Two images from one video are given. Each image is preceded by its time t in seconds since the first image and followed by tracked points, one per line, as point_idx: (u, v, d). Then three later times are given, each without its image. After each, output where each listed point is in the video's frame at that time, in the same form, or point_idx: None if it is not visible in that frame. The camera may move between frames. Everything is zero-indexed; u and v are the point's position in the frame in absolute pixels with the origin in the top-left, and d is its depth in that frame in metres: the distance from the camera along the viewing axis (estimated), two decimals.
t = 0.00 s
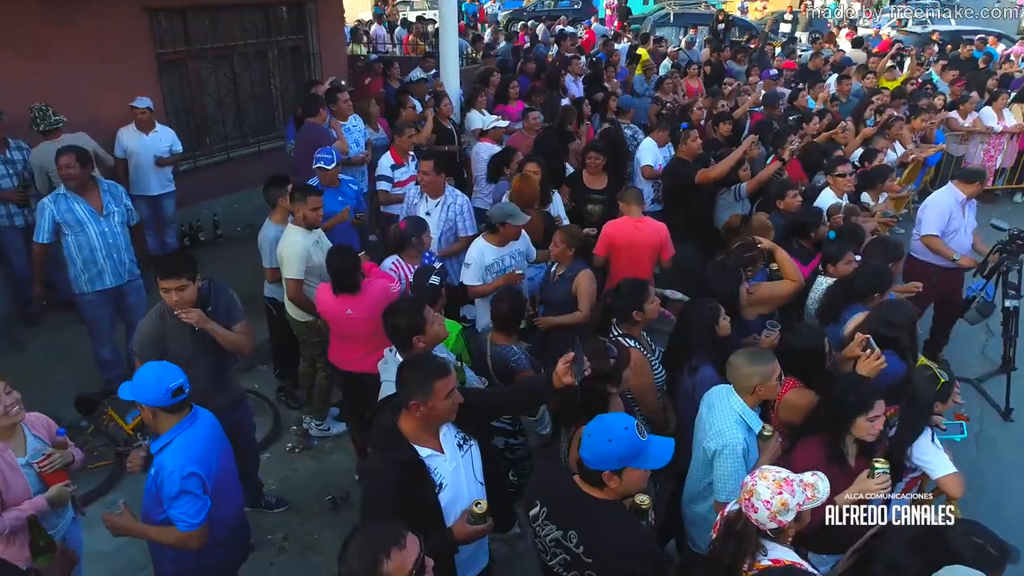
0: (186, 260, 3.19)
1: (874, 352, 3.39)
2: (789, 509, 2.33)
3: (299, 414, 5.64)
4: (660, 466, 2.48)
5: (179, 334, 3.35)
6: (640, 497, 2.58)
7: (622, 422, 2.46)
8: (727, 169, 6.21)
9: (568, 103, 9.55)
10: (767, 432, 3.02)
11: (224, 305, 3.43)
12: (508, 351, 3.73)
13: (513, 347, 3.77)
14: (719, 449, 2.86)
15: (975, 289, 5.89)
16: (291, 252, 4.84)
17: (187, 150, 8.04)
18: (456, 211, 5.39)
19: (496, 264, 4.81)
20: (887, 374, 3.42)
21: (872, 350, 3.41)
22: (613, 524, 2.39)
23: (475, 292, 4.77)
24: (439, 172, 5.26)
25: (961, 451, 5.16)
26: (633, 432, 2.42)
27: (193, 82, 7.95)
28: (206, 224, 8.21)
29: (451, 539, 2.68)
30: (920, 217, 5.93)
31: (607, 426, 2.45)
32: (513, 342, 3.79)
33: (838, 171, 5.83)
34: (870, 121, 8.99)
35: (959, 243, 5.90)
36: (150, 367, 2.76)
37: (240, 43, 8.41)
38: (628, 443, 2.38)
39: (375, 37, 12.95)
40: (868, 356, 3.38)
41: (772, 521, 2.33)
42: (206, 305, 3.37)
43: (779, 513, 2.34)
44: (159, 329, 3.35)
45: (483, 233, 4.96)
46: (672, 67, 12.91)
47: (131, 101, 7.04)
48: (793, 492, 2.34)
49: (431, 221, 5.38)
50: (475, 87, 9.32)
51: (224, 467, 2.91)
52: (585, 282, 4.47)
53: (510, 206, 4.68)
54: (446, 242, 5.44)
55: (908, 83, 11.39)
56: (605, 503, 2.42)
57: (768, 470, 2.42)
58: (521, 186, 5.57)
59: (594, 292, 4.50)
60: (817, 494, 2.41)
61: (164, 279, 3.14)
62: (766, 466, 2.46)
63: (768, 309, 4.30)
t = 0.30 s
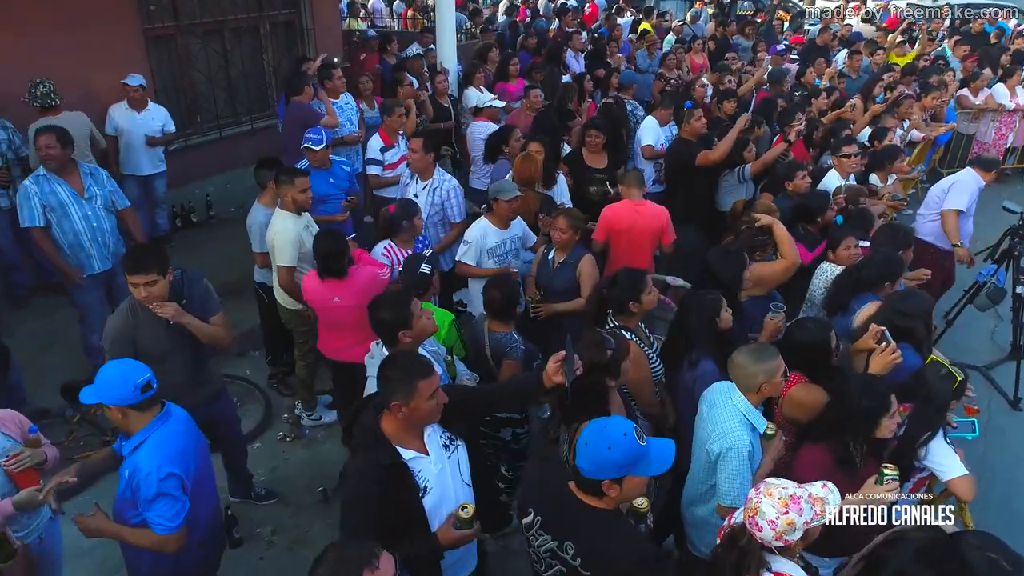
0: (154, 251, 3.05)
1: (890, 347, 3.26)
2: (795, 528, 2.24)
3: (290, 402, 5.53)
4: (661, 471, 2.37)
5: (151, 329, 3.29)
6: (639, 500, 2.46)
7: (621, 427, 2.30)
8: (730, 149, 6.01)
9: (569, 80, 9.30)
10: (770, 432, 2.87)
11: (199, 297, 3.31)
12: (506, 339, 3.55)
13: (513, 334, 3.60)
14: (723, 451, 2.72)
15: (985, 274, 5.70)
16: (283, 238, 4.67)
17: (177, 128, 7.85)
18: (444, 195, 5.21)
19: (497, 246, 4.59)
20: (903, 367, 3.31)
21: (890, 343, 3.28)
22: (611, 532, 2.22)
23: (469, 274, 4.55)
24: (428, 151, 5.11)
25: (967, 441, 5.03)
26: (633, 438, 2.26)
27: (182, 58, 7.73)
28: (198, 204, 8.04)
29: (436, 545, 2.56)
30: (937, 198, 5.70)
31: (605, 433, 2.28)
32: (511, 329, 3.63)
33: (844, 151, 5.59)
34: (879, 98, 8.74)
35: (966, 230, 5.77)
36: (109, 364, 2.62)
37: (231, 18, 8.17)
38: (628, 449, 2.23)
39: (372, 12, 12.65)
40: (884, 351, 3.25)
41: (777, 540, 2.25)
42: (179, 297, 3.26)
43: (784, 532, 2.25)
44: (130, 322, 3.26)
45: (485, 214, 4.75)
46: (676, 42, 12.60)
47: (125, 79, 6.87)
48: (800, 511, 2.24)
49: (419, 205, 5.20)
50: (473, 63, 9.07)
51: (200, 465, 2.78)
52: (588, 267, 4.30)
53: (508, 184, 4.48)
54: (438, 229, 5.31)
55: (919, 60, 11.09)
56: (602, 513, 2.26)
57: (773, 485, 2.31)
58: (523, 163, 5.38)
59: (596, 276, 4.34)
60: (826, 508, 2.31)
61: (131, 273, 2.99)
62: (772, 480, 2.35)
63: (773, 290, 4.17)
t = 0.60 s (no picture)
0: (118, 263, 3.05)
1: (904, 355, 3.08)
2: (802, 556, 2.08)
3: (282, 402, 5.40)
4: (663, 499, 2.21)
5: (113, 341, 3.22)
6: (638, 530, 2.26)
7: (620, 452, 2.16)
8: (736, 140, 5.79)
9: (571, 66, 9.07)
10: (779, 447, 2.78)
11: (166, 305, 3.32)
12: (495, 347, 3.39)
13: (502, 342, 3.43)
14: (728, 473, 2.57)
15: (1000, 270, 5.50)
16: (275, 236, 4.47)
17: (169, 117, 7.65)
18: (439, 185, 5.04)
19: (490, 248, 4.55)
20: (916, 380, 3.13)
21: (902, 352, 3.10)
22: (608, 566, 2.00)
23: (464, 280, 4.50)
24: (421, 140, 4.91)
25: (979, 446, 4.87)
26: (633, 463, 2.12)
27: (174, 44, 7.51)
28: (191, 195, 7.85)
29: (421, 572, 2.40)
30: (976, 193, 5.44)
31: (603, 458, 2.13)
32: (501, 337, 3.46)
33: (853, 142, 5.37)
34: (890, 86, 8.48)
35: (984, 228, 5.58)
36: (59, 385, 2.44)
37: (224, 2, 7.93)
38: (629, 476, 2.08)
39: None
40: (896, 360, 3.06)
41: (783, 569, 2.09)
42: (147, 305, 3.25)
43: (790, 561, 2.09)
44: (91, 334, 3.19)
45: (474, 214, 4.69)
46: (681, 27, 12.30)
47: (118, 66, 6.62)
48: (807, 538, 2.09)
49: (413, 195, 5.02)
50: (473, 49, 8.84)
51: (167, 483, 2.65)
52: (593, 275, 4.19)
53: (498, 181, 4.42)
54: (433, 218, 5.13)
55: (930, 45, 10.79)
56: (600, 547, 2.06)
57: (778, 511, 2.17)
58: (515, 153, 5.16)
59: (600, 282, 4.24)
60: (835, 538, 2.15)
61: (89, 285, 2.97)
62: (776, 506, 2.21)
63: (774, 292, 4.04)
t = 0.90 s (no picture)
0: (78, 288, 2.98)
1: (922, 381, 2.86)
2: None
3: (274, 417, 5.24)
4: (667, 557, 2.02)
5: (75, 366, 3.18)
6: None
7: (618, 506, 1.97)
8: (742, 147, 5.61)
9: (573, 69, 8.90)
10: (793, 483, 2.59)
11: (131, 325, 3.28)
12: (497, 370, 3.23)
13: (503, 363, 3.28)
14: (738, 513, 2.39)
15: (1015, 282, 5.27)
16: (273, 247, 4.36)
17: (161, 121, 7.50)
18: (433, 196, 4.87)
19: (489, 260, 4.34)
20: (934, 409, 2.93)
21: (921, 377, 2.89)
22: None
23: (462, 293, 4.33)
24: (416, 149, 4.75)
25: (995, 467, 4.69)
26: (633, 520, 1.94)
27: (166, 47, 7.35)
28: (185, 201, 7.69)
29: None
30: (996, 202, 5.28)
31: (600, 516, 1.94)
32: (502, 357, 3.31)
33: (862, 151, 5.19)
34: (899, 89, 8.28)
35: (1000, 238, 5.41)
36: (11, 429, 2.33)
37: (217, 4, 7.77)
38: (629, 535, 1.91)
39: None
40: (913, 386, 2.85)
41: None
42: (115, 329, 3.23)
43: None
44: (54, 361, 3.14)
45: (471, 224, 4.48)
46: (685, 28, 12.12)
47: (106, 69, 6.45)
48: None
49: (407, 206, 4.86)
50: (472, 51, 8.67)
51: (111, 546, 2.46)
52: (598, 291, 4.09)
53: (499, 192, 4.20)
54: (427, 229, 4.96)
55: (938, 47, 10.58)
56: None
57: (790, 563, 2.01)
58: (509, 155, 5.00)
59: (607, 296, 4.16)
60: None
61: (46, 310, 2.92)
62: (786, 557, 2.04)
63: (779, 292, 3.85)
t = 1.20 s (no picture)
0: (45, 307, 2.80)
1: (941, 408, 2.72)
2: None
3: (263, 432, 5.09)
4: None
5: (43, 388, 3.01)
6: None
7: (614, 566, 1.81)
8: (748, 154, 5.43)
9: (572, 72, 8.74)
10: (799, 520, 2.43)
11: (104, 341, 3.12)
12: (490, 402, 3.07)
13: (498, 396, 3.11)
14: (741, 556, 2.22)
15: None
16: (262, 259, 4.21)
17: (152, 125, 7.35)
18: (421, 205, 4.74)
19: (485, 273, 4.19)
20: (952, 437, 2.79)
21: (938, 404, 2.76)
22: None
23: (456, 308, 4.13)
24: (404, 156, 4.59)
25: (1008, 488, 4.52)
26: None
27: (157, 49, 7.20)
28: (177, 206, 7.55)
29: None
30: (1006, 209, 5.10)
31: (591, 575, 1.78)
32: (497, 389, 3.15)
33: (868, 161, 5.03)
34: (906, 92, 8.09)
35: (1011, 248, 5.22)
36: None
37: (209, 6, 7.62)
38: None
39: None
40: (932, 413, 2.72)
41: None
42: (86, 348, 3.05)
43: None
44: (22, 385, 2.97)
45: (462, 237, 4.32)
46: (687, 29, 11.94)
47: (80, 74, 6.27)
48: None
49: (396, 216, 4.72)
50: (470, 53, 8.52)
51: None
52: (594, 309, 3.93)
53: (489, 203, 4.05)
54: (417, 239, 4.82)
55: (945, 49, 10.38)
56: None
57: None
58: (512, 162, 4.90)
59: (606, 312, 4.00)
60: None
61: (14, 332, 2.74)
62: None
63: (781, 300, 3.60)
